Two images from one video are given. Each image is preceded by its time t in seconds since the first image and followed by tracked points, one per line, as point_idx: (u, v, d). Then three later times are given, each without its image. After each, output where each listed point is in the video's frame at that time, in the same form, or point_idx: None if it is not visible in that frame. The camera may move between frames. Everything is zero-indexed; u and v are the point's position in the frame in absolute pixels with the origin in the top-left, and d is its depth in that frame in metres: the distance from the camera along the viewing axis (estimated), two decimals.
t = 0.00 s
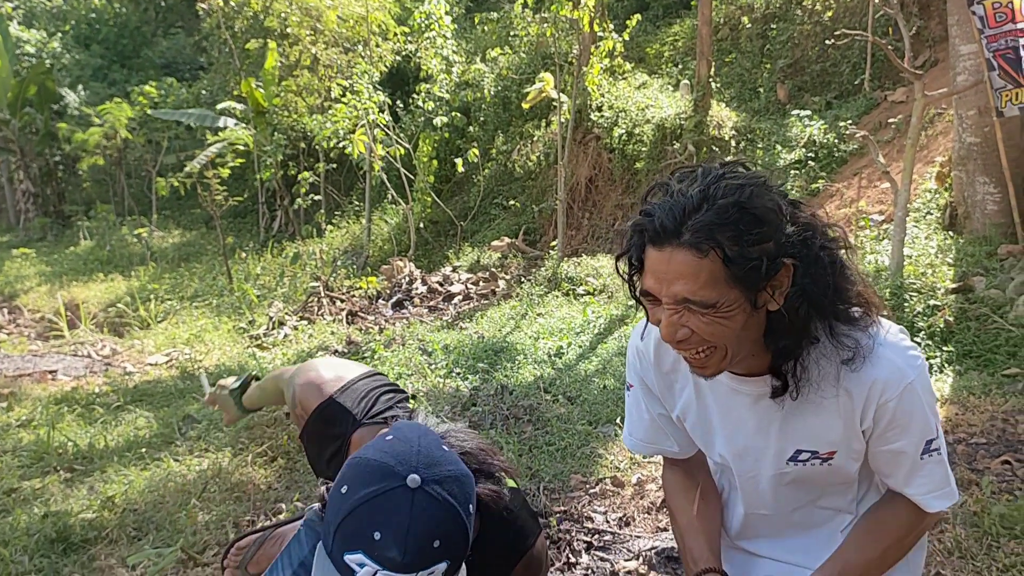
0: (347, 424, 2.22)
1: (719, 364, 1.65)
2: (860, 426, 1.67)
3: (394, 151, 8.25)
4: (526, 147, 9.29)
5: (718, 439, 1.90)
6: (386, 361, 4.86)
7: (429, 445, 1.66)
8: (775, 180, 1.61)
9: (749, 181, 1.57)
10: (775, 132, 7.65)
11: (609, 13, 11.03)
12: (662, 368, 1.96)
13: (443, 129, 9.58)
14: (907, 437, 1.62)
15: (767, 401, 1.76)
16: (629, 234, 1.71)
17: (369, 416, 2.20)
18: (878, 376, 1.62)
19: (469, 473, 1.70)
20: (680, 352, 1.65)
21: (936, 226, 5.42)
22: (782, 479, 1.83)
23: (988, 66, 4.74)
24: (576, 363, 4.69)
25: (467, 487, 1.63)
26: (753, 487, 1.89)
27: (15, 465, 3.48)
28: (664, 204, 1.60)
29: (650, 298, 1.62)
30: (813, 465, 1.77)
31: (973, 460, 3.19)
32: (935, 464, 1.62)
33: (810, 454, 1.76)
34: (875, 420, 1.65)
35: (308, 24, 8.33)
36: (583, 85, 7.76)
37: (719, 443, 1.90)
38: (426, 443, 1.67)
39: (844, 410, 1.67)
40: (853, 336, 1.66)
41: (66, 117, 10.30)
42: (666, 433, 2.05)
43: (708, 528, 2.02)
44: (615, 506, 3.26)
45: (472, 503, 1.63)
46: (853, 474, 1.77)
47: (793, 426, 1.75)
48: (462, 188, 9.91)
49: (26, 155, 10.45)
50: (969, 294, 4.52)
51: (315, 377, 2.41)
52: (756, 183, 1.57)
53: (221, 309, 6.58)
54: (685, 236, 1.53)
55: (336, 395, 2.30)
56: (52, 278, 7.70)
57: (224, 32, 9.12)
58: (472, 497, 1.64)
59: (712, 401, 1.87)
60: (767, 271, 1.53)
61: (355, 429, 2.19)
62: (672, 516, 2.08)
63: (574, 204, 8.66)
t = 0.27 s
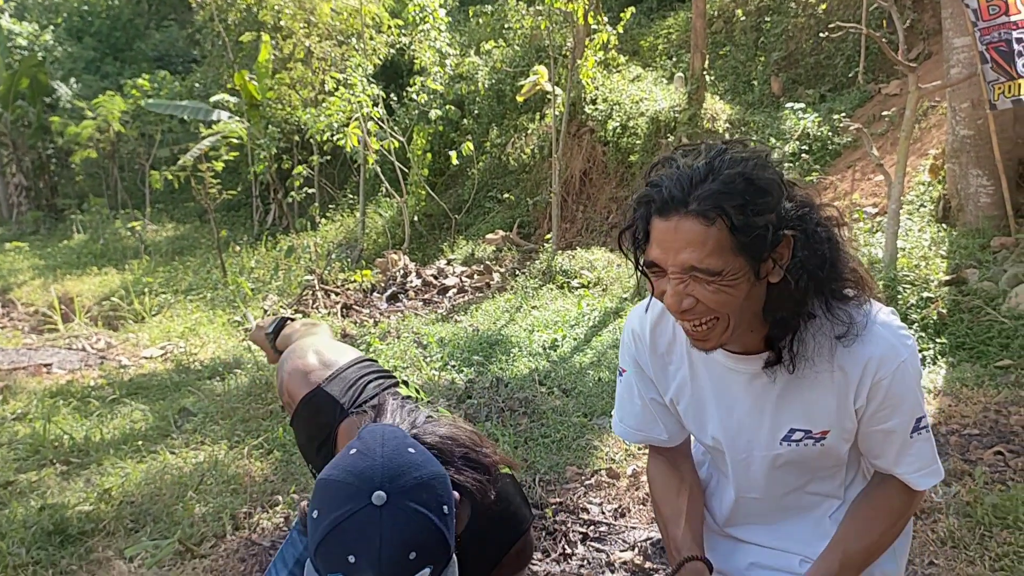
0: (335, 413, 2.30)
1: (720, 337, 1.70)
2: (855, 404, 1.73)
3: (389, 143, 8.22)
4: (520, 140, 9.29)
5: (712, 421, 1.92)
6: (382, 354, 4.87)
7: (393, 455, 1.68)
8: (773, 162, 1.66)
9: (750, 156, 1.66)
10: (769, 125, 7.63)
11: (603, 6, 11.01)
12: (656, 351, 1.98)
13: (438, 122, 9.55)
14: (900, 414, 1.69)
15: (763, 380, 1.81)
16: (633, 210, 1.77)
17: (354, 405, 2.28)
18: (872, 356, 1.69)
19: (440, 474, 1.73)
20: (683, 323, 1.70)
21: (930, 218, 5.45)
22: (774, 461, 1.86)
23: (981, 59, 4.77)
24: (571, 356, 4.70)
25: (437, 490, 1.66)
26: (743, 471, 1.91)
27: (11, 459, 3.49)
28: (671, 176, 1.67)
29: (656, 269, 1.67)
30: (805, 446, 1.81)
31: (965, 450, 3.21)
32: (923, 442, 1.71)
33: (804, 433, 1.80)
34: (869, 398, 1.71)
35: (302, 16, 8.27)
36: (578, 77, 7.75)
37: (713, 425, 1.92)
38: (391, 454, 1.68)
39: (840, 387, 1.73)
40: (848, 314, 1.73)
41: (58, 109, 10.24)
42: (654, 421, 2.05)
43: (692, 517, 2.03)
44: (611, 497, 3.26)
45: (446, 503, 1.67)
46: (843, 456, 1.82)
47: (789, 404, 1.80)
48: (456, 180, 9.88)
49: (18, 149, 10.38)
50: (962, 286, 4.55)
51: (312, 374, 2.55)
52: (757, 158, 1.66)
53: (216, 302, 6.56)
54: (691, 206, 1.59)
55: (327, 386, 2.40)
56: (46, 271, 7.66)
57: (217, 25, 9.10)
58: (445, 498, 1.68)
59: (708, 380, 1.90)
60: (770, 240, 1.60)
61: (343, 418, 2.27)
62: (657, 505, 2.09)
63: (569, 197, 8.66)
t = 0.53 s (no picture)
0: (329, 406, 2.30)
1: (721, 320, 1.73)
2: (850, 392, 1.76)
3: (386, 140, 8.21)
4: (517, 137, 9.30)
5: (708, 409, 1.93)
6: (379, 350, 4.87)
7: (380, 456, 1.65)
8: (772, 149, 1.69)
9: (750, 143, 1.71)
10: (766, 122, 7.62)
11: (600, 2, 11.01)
12: (654, 340, 2.00)
13: (435, 119, 9.54)
14: (894, 403, 1.72)
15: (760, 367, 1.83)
16: (635, 194, 1.81)
17: (348, 398, 2.28)
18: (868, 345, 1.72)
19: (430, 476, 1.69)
20: (685, 306, 1.73)
21: (926, 215, 5.47)
22: (769, 451, 1.87)
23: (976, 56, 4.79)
24: (568, 352, 4.71)
25: (424, 495, 1.62)
26: (738, 460, 1.92)
27: (9, 454, 3.49)
28: (673, 161, 1.71)
29: (658, 253, 1.72)
30: (800, 435, 1.83)
31: (961, 446, 3.23)
32: (916, 432, 1.74)
33: (799, 422, 1.82)
34: (864, 386, 1.74)
35: (299, 13, 8.25)
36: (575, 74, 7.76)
37: (709, 414, 1.93)
38: (376, 456, 1.65)
39: (836, 375, 1.76)
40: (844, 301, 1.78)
41: (55, 105, 10.22)
42: (649, 410, 2.06)
43: (686, 509, 2.03)
44: (608, 493, 3.26)
45: (433, 509, 1.62)
46: (837, 446, 1.84)
47: (785, 392, 1.83)
48: (453, 177, 9.88)
49: (14, 145, 10.37)
50: (958, 283, 4.56)
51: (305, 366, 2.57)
52: (756, 146, 1.71)
53: (213, 299, 6.55)
54: (693, 188, 1.64)
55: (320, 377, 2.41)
56: (43, 267, 7.66)
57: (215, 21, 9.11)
58: (433, 502, 1.64)
59: (705, 368, 1.92)
60: (770, 224, 1.65)
61: (336, 411, 2.27)
62: (649, 496, 2.10)
63: (565, 193, 8.67)
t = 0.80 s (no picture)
0: (308, 392, 2.27)
1: (719, 286, 1.72)
2: (841, 367, 1.75)
3: (379, 133, 8.19)
4: (510, 130, 9.29)
5: (698, 387, 1.90)
6: (373, 343, 4.88)
7: (356, 461, 1.59)
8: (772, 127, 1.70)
9: (752, 114, 1.75)
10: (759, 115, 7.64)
11: None
12: (645, 317, 1.97)
13: (428, 111, 9.51)
14: (885, 379, 1.72)
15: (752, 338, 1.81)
16: (638, 159, 1.84)
17: (329, 383, 2.28)
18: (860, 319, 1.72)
19: (404, 484, 1.63)
20: (684, 270, 1.74)
21: (917, 208, 5.50)
22: (759, 430, 1.84)
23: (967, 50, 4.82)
24: (560, 344, 4.73)
25: (396, 505, 1.57)
26: (727, 440, 1.88)
27: (3, 446, 3.49)
28: (678, 124, 1.75)
29: (661, 215, 1.74)
30: (791, 412, 1.80)
31: (950, 437, 3.26)
32: (905, 410, 1.74)
33: (790, 397, 1.80)
34: (856, 362, 1.73)
35: (292, 5, 8.21)
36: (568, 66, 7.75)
37: (699, 392, 1.90)
38: (352, 459, 1.58)
39: (827, 349, 1.75)
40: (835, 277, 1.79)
41: (45, 97, 10.15)
42: (638, 391, 2.01)
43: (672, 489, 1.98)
44: (601, 484, 3.27)
45: (402, 521, 1.57)
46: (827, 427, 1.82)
47: (777, 367, 1.81)
48: (446, 170, 9.88)
49: (5, 137, 10.30)
50: (948, 276, 4.59)
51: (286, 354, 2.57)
52: (757, 117, 1.76)
53: (205, 291, 6.54)
54: (698, 149, 1.67)
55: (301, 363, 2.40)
56: (34, 260, 7.62)
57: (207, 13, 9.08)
58: (402, 513, 1.58)
59: (696, 345, 1.89)
60: (770, 188, 1.68)
61: (315, 397, 2.25)
62: (634, 477, 2.04)
63: (558, 186, 8.67)
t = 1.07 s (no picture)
0: (284, 382, 2.16)
1: (719, 249, 1.68)
2: (834, 342, 1.67)
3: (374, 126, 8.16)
4: (505, 123, 9.26)
5: (688, 363, 1.80)
6: (368, 336, 4.88)
7: (321, 447, 1.43)
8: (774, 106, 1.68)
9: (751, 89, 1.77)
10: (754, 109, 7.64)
11: None
12: (636, 292, 1.88)
13: (423, 105, 9.49)
14: (879, 356, 1.65)
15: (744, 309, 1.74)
16: (639, 128, 1.82)
17: (304, 371, 2.15)
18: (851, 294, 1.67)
19: (373, 478, 1.47)
20: (685, 231, 1.71)
21: (911, 202, 5.52)
22: (751, 407, 1.74)
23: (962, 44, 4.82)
24: (556, 337, 4.74)
25: (359, 499, 1.41)
26: (715, 420, 1.78)
27: None
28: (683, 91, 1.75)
29: (666, 176, 1.73)
30: (783, 389, 1.71)
31: (944, 430, 3.29)
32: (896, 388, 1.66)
33: (783, 372, 1.71)
34: (849, 336, 1.66)
35: None
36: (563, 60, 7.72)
37: (689, 368, 1.80)
38: (318, 446, 1.43)
39: (820, 322, 1.68)
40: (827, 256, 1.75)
41: (39, 90, 10.09)
42: (628, 371, 1.89)
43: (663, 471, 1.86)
44: (596, 476, 3.28)
45: (364, 514, 1.41)
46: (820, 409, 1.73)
47: (768, 341, 1.73)
48: (441, 163, 9.87)
49: None
50: (942, 269, 4.62)
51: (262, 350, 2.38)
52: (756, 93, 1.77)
53: (201, 285, 6.53)
54: (706, 112, 1.67)
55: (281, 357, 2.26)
56: (28, 254, 7.59)
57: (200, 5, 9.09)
58: (366, 507, 1.42)
59: (686, 318, 1.80)
60: (771, 154, 1.69)
61: (292, 386, 2.13)
62: (623, 459, 1.93)
63: (554, 179, 8.68)
